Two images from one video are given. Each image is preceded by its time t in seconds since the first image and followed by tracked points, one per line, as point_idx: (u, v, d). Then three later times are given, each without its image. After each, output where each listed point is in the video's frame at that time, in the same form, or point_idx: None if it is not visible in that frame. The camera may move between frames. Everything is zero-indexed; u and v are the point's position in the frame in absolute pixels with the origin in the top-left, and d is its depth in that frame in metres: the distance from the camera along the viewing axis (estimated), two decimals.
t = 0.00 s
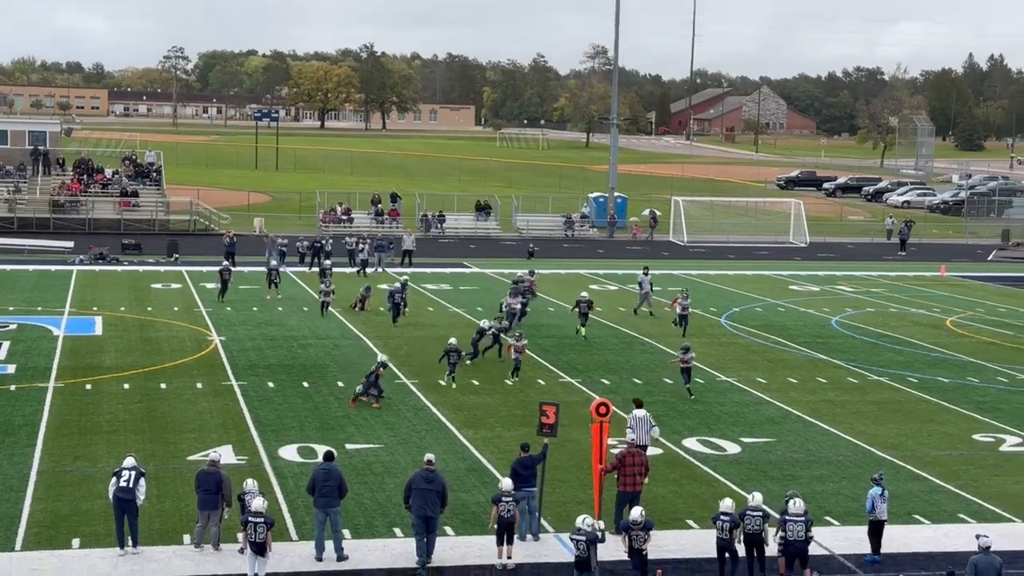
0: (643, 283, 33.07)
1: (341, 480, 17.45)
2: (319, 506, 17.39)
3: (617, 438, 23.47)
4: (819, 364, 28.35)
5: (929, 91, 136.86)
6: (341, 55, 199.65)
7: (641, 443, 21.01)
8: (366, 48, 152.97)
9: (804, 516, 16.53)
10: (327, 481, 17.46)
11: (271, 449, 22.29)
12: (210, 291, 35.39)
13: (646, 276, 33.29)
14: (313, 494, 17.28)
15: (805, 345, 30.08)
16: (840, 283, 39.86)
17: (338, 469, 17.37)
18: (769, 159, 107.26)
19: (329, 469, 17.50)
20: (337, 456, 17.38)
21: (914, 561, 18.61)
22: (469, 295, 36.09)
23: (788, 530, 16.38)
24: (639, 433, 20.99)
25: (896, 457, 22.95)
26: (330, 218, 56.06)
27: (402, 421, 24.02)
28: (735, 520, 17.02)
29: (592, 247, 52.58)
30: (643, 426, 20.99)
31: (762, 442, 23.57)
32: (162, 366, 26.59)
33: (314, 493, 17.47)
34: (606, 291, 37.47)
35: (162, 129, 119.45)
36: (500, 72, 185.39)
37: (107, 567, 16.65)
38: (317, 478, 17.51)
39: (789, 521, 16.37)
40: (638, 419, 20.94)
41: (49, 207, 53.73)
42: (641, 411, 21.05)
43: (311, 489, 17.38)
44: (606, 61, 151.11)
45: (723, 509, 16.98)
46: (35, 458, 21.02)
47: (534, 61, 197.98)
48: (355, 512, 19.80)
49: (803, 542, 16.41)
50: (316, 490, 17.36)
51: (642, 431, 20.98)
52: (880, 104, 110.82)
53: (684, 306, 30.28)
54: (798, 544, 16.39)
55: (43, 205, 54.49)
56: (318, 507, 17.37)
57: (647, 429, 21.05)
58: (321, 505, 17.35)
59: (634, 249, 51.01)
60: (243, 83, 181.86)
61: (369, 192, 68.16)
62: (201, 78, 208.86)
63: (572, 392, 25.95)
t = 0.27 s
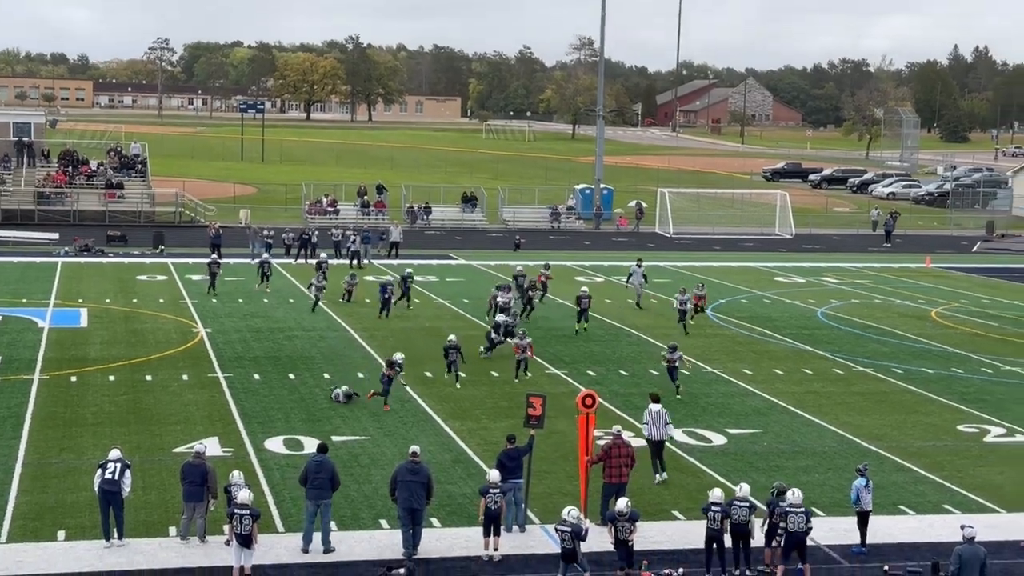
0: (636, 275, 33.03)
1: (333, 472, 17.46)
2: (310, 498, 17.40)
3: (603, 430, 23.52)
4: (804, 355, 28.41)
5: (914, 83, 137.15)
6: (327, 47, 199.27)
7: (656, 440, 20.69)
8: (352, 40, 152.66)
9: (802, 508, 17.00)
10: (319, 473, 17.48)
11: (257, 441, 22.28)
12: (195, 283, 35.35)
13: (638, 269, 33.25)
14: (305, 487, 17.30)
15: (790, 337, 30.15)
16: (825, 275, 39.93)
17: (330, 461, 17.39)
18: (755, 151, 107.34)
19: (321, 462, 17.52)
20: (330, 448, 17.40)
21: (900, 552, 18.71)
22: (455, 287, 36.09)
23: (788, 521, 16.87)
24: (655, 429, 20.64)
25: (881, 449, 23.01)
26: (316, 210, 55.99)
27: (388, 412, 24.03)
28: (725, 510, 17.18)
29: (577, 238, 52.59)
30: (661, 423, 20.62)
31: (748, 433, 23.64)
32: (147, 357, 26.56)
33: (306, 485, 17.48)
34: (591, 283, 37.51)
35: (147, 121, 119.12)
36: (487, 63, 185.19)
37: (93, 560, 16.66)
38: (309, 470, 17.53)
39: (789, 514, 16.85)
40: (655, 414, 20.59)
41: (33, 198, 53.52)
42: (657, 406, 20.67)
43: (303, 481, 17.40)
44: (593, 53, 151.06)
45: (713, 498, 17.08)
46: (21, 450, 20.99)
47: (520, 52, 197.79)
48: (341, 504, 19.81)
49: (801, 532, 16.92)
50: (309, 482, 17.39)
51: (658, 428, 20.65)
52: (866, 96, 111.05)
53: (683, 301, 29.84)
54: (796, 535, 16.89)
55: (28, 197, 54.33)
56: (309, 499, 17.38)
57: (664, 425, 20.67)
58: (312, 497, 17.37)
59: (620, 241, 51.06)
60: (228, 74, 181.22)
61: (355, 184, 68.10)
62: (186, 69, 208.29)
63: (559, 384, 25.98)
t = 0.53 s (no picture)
0: (624, 266, 32.92)
1: (319, 463, 17.44)
2: (297, 489, 17.36)
3: (586, 420, 23.55)
4: (786, 346, 28.48)
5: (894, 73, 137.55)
6: (309, 37, 198.74)
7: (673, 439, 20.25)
8: (334, 30, 152.22)
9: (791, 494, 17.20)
10: (306, 464, 17.44)
11: (239, 432, 22.25)
12: (176, 274, 35.25)
13: (625, 260, 33.16)
14: (291, 478, 17.26)
15: (772, 327, 30.22)
16: (807, 265, 40.02)
17: (317, 452, 17.36)
18: (736, 141, 107.51)
19: (308, 452, 17.48)
20: (317, 439, 17.36)
21: (880, 542, 18.78)
22: (437, 278, 36.06)
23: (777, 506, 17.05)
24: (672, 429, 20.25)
25: (862, 438, 23.09)
26: (298, 201, 55.87)
27: (371, 404, 24.00)
28: (712, 499, 17.20)
29: (560, 229, 52.58)
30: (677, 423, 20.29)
31: (730, 423, 23.69)
32: (128, 349, 26.48)
33: (293, 476, 17.45)
34: (574, 273, 37.53)
35: (127, 111, 118.61)
36: (469, 54, 184.89)
37: (75, 552, 16.63)
38: (296, 461, 17.49)
39: (778, 498, 17.06)
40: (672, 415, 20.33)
41: (13, 189, 53.30)
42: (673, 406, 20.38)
43: (290, 472, 17.36)
44: (575, 43, 151.00)
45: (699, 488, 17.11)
46: (2, 442, 20.92)
47: (503, 43, 197.47)
48: (324, 495, 19.80)
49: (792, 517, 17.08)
50: (296, 473, 17.37)
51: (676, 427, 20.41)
52: (847, 87, 111.26)
53: (677, 297, 29.51)
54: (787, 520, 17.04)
55: (8, 187, 54.09)
56: (296, 490, 17.34)
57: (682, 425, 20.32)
58: (299, 488, 17.34)
59: (602, 232, 51.09)
60: (209, 64, 180.51)
61: (337, 175, 67.98)
62: (167, 59, 207.48)
63: (541, 374, 25.97)
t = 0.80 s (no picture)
0: (606, 256, 32.76)
1: (298, 453, 17.49)
2: (276, 479, 17.41)
3: (563, 410, 23.59)
4: (762, 335, 28.57)
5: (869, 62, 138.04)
6: (284, 26, 198.04)
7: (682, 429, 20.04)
8: (309, 19, 151.65)
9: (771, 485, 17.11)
10: (284, 454, 17.50)
11: (215, 422, 22.21)
12: (152, 264, 35.12)
13: (606, 249, 33.06)
14: (270, 467, 17.32)
15: (748, 316, 30.30)
16: (783, 255, 40.17)
17: (295, 442, 17.42)
18: (713, 131, 107.76)
19: (287, 443, 17.55)
20: (296, 429, 17.42)
21: (855, 530, 18.89)
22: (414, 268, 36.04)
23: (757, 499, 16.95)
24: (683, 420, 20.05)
25: (838, 427, 23.18)
26: (274, 190, 55.73)
27: (347, 394, 23.99)
28: (691, 489, 17.26)
29: (536, 219, 52.63)
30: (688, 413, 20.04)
31: (707, 412, 23.78)
32: (104, 339, 26.38)
33: (272, 466, 17.50)
34: (550, 263, 37.56)
35: (102, 100, 118.01)
36: (445, 42, 184.48)
37: (50, 543, 16.59)
38: (275, 451, 17.55)
39: (756, 492, 16.95)
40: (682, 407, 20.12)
41: None
42: (685, 397, 20.18)
43: (268, 461, 17.40)
44: (552, 33, 150.91)
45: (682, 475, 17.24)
46: None
47: (479, 32, 197.21)
48: (300, 485, 19.78)
49: (771, 510, 17.06)
50: (274, 462, 17.41)
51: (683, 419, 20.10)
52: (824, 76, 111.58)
53: (664, 293, 29.07)
54: (767, 512, 17.02)
55: None
56: (274, 480, 17.38)
57: (693, 417, 20.04)
58: (277, 477, 17.37)
59: (579, 221, 51.17)
60: (184, 53, 179.49)
61: (313, 164, 67.86)
62: (142, 48, 206.45)
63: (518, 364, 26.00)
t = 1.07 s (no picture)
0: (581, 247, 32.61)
1: (268, 442, 17.39)
2: (247, 468, 17.35)
3: (534, 399, 23.62)
4: (732, 323, 28.65)
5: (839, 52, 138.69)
6: (254, 15, 197.07)
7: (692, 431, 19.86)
8: (279, 7, 150.93)
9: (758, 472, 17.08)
10: (255, 443, 17.42)
11: (185, 412, 22.12)
12: (121, 253, 34.93)
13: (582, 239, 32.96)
14: (241, 456, 17.25)
15: (719, 305, 30.39)
16: (753, 243, 40.32)
17: (265, 431, 17.32)
18: (684, 120, 108.01)
19: (258, 431, 17.46)
20: (266, 418, 17.30)
21: (825, 517, 19.01)
22: (385, 257, 35.97)
23: (743, 486, 16.93)
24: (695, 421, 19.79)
25: (808, 415, 23.29)
26: (244, 179, 55.55)
27: (318, 383, 23.96)
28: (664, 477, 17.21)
29: (507, 208, 52.63)
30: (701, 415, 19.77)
31: (677, 400, 23.84)
32: (73, 329, 26.24)
33: (243, 455, 17.43)
34: (521, 252, 37.59)
35: (69, 89, 117.17)
36: (416, 31, 184.07)
37: (18, 535, 16.52)
38: (246, 439, 17.48)
39: (743, 479, 16.92)
40: (696, 408, 19.86)
41: None
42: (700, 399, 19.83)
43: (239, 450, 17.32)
44: (522, 21, 150.74)
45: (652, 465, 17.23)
46: None
47: (451, 21, 196.83)
48: (271, 474, 19.73)
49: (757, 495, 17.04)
50: (245, 451, 17.33)
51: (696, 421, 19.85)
52: (793, 66, 112.00)
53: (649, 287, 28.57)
54: (753, 499, 16.99)
55: None
56: (246, 469, 17.32)
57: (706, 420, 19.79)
58: (248, 466, 17.31)
59: (550, 211, 51.23)
60: (152, 42, 178.28)
61: (283, 153, 67.67)
62: (110, 36, 205.11)
63: (489, 353, 25.99)
